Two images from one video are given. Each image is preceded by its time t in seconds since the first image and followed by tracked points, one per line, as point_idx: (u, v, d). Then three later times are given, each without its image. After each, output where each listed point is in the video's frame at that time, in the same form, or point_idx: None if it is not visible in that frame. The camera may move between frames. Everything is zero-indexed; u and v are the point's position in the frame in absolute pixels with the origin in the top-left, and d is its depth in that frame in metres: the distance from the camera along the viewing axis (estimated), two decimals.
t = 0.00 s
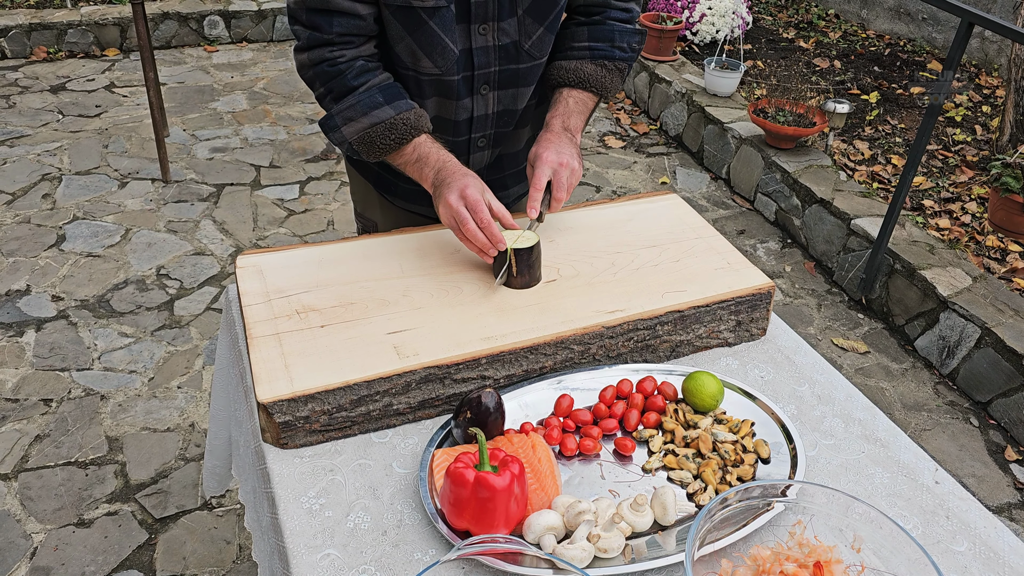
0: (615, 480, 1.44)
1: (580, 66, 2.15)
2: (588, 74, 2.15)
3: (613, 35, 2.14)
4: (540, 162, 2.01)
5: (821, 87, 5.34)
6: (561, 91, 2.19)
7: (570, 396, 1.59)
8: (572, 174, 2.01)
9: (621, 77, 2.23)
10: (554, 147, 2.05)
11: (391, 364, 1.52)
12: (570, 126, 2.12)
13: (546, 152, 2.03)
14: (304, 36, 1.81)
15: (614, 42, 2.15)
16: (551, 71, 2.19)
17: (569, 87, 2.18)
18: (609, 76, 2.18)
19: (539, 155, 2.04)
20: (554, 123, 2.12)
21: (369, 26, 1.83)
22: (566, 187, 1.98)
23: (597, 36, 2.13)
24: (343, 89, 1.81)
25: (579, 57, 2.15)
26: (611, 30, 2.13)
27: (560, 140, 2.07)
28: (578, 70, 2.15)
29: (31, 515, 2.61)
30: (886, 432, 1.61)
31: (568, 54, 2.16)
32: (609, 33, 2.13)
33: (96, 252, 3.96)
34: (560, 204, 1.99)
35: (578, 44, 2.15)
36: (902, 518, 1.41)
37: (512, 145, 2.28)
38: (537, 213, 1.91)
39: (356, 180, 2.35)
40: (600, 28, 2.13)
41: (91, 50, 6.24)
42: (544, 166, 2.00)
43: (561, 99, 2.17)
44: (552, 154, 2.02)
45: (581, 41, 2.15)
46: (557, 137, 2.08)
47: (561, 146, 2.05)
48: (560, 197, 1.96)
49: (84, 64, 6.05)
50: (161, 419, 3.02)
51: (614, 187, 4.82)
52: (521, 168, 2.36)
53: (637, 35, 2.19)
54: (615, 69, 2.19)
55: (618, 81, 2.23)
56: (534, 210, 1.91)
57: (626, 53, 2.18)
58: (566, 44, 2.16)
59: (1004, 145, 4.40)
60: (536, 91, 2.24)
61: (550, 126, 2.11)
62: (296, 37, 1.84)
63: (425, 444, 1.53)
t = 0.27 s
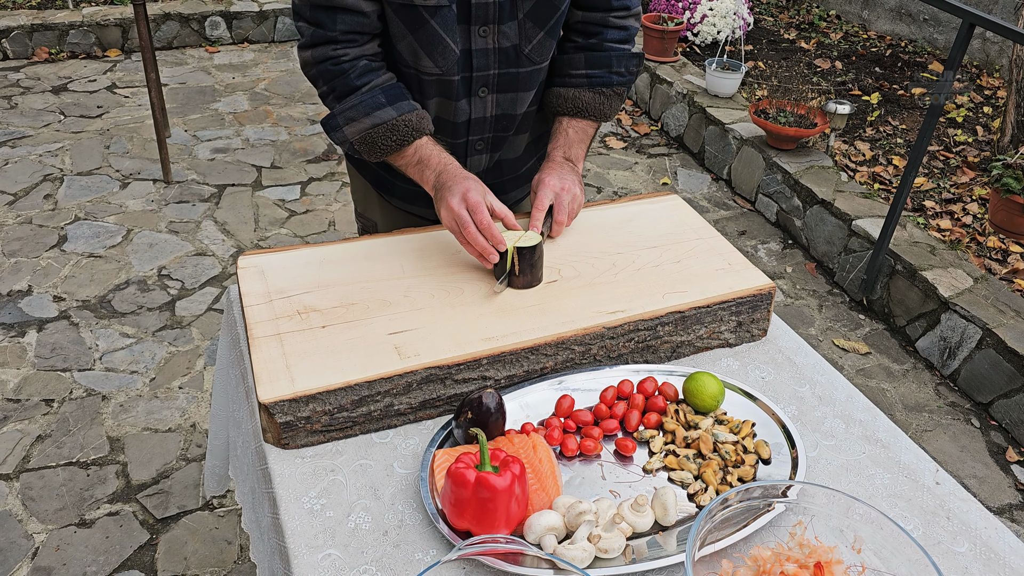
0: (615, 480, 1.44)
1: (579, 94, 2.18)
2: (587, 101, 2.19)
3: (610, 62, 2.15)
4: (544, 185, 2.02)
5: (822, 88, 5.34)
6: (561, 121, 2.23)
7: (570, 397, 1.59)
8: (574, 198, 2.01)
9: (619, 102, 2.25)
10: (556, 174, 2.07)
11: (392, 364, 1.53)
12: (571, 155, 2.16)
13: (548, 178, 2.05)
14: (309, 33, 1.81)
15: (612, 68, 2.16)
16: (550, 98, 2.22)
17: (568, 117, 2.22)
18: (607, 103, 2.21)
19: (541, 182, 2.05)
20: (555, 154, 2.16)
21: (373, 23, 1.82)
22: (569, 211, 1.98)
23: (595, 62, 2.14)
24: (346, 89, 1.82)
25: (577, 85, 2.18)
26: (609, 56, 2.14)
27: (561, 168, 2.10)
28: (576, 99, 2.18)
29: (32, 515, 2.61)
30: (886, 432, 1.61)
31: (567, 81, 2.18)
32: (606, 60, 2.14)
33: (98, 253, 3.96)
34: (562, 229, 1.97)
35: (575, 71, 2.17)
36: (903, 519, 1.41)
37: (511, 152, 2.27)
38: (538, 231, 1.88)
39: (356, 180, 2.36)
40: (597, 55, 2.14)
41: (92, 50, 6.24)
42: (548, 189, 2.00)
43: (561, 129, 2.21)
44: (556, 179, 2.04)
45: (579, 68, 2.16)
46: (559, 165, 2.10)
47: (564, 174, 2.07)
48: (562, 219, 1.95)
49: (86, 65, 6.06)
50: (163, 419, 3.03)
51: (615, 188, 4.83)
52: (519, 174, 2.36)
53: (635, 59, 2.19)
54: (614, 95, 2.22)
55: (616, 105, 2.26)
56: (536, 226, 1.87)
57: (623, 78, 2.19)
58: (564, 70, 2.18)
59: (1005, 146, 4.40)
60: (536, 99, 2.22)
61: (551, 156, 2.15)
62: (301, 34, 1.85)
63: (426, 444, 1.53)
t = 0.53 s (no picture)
0: (616, 480, 1.44)
1: (590, 76, 2.21)
2: (597, 83, 2.22)
3: (621, 43, 2.19)
4: (555, 168, 2.08)
5: (823, 89, 5.34)
6: (572, 100, 2.27)
7: (571, 397, 1.59)
8: (584, 181, 2.07)
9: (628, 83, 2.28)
10: (567, 155, 2.13)
11: (393, 364, 1.53)
12: (582, 134, 2.21)
13: (560, 160, 2.11)
14: (309, 30, 1.81)
15: (623, 50, 2.20)
16: (561, 79, 2.24)
17: (579, 97, 2.25)
18: (617, 84, 2.25)
19: (553, 163, 2.11)
20: (566, 132, 2.21)
21: (374, 20, 1.82)
22: (580, 193, 2.05)
23: (606, 44, 2.18)
24: (347, 87, 1.82)
25: (588, 66, 2.21)
26: (620, 39, 2.18)
27: (572, 148, 2.16)
28: (588, 80, 2.21)
29: (34, 515, 2.62)
30: (887, 433, 1.61)
31: (577, 62, 2.21)
32: (617, 41, 2.18)
33: (99, 253, 3.97)
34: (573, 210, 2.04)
35: (587, 52, 2.20)
36: (903, 519, 1.41)
37: (510, 150, 2.26)
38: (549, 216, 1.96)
39: (355, 180, 2.36)
40: (608, 37, 2.17)
41: (94, 51, 6.25)
42: (559, 171, 2.07)
43: (572, 109, 2.25)
44: (566, 161, 2.10)
45: (590, 50, 2.19)
46: (570, 145, 2.16)
47: (574, 154, 2.13)
48: (573, 202, 2.02)
49: (87, 65, 6.07)
50: (164, 419, 3.03)
51: (616, 188, 4.83)
52: (518, 174, 2.35)
53: (645, 41, 2.22)
54: (624, 76, 2.25)
55: (626, 86, 2.30)
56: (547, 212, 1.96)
57: (634, 59, 2.22)
58: (576, 51, 2.21)
59: (1006, 147, 4.40)
60: (535, 93, 2.22)
61: (562, 135, 2.20)
62: (302, 32, 1.85)
63: (427, 444, 1.53)
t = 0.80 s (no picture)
0: (617, 480, 1.44)
1: (600, 37, 2.30)
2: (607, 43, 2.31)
3: (627, 5, 2.25)
4: (571, 124, 2.22)
5: (824, 90, 5.35)
6: (582, 60, 2.36)
7: (572, 397, 1.59)
8: (597, 134, 2.21)
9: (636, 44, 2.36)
10: (581, 110, 2.25)
11: (394, 364, 1.53)
12: (594, 91, 2.32)
13: (575, 115, 2.24)
14: (308, 29, 1.79)
15: (630, 11, 2.27)
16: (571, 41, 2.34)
17: (589, 55, 2.35)
18: (626, 44, 2.33)
19: (569, 118, 2.24)
20: (578, 89, 2.32)
21: (374, 19, 1.83)
22: (594, 144, 2.20)
23: (614, 6, 2.25)
24: (344, 84, 1.80)
25: (598, 28, 2.29)
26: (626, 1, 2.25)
27: (586, 103, 2.28)
28: (599, 41, 2.31)
29: (35, 515, 2.62)
30: (888, 433, 1.61)
31: (587, 24, 2.29)
32: (624, 3, 2.25)
33: (101, 254, 3.97)
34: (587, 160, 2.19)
35: (595, 14, 2.27)
36: (904, 519, 1.41)
37: (509, 145, 2.28)
38: (568, 167, 2.11)
39: (355, 181, 2.36)
40: None
41: (95, 52, 6.26)
42: (575, 126, 2.20)
43: (583, 66, 2.35)
44: (581, 117, 2.23)
45: (598, 12, 2.27)
46: (583, 102, 2.28)
47: (588, 109, 2.26)
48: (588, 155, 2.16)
49: (89, 66, 6.08)
50: (165, 420, 3.03)
51: (617, 189, 4.83)
52: (519, 169, 2.35)
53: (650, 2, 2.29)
54: (631, 37, 2.33)
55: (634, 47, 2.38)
56: (567, 163, 2.10)
57: (640, 20, 2.29)
58: (584, 15, 2.28)
59: (1007, 148, 4.41)
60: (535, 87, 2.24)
61: (574, 92, 2.31)
62: (298, 31, 1.82)
63: (428, 444, 1.54)
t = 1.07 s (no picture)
0: (619, 480, 1.44)
1: (592, 34, 2.29)
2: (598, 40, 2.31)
3: (619, 4, 2.26)
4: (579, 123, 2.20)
5: (825, 90, 5.35)
6: (572, 57, 2.34)
7: (574, 397, 1.59)
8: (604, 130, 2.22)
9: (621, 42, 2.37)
10: (583, 109, 2.26)
11: (396, 364, 1.53)
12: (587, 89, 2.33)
13: (580, 113, 2.24)
14: (313, 26, 1.76)
15: (620, 10, 2.28)
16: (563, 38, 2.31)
17: (582, 53, 2.33)
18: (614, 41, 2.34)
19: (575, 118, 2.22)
20: (573, 87, 2.32)
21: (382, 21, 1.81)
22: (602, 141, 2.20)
23: (606, 5, 2.24)
24: (347, 88, 1.77)
25: (589, 25, 2.28)
26: None
27: (582, 102, 2.28)
28: (590, 38, 2.30)
29: (37, 515, 2.62)
30: (889, 433, 1.61)
31: (579, 22, 2.28)
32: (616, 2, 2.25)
33: (102, 254, 3.97)
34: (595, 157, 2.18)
35: (587, 12, 2.26)
36: (905, 519, 1.41)
37: (512, 142, 2.28)
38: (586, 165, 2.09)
39: (356, 183, 2.36)
40: None
41: (96, 52, 6.26)
42: (585, 126, 2.19)
43: (576, 63, 2.33)
44: (586, 117, 2.22)
45: (591, 10, 2.26)
46: (580, 100, 2.29)
47: (586, 109, 2.26)
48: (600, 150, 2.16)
49: (90, 66, 6.08)
50: (167, 420, 3.04)
51: (618, 190, 4.83)
52: (521, 166, 2.36)
53: None
54: (620, 33, 2.34)
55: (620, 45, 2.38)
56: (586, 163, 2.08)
57: (630, 18, 2.31)
58: (576, 13, 2.26)
59: (1008, 148, 4.41)
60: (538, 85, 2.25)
61: (569, 89, 2.31)
62: (302, 30, 1.79)
63: (430, 444, 1.54)
